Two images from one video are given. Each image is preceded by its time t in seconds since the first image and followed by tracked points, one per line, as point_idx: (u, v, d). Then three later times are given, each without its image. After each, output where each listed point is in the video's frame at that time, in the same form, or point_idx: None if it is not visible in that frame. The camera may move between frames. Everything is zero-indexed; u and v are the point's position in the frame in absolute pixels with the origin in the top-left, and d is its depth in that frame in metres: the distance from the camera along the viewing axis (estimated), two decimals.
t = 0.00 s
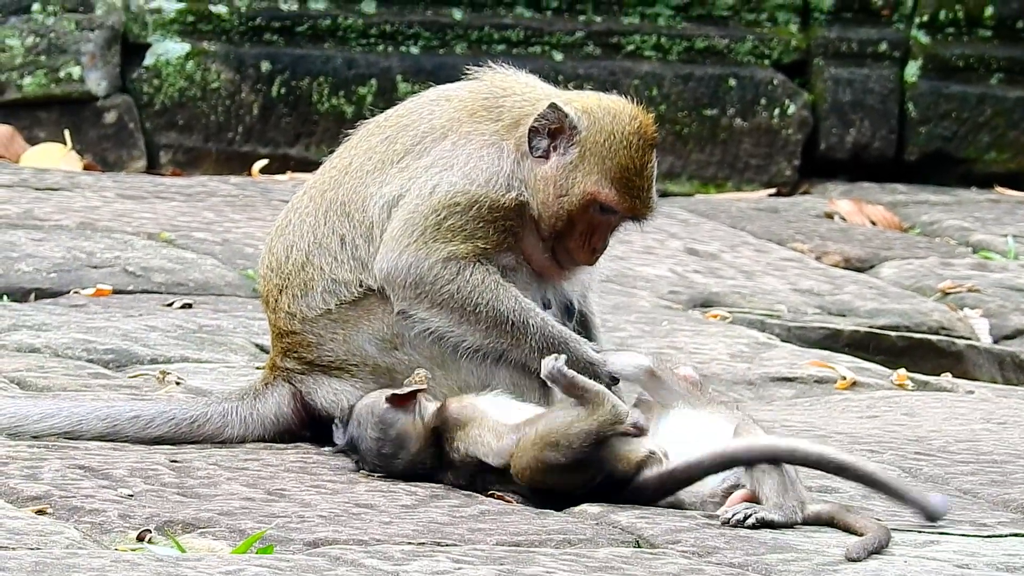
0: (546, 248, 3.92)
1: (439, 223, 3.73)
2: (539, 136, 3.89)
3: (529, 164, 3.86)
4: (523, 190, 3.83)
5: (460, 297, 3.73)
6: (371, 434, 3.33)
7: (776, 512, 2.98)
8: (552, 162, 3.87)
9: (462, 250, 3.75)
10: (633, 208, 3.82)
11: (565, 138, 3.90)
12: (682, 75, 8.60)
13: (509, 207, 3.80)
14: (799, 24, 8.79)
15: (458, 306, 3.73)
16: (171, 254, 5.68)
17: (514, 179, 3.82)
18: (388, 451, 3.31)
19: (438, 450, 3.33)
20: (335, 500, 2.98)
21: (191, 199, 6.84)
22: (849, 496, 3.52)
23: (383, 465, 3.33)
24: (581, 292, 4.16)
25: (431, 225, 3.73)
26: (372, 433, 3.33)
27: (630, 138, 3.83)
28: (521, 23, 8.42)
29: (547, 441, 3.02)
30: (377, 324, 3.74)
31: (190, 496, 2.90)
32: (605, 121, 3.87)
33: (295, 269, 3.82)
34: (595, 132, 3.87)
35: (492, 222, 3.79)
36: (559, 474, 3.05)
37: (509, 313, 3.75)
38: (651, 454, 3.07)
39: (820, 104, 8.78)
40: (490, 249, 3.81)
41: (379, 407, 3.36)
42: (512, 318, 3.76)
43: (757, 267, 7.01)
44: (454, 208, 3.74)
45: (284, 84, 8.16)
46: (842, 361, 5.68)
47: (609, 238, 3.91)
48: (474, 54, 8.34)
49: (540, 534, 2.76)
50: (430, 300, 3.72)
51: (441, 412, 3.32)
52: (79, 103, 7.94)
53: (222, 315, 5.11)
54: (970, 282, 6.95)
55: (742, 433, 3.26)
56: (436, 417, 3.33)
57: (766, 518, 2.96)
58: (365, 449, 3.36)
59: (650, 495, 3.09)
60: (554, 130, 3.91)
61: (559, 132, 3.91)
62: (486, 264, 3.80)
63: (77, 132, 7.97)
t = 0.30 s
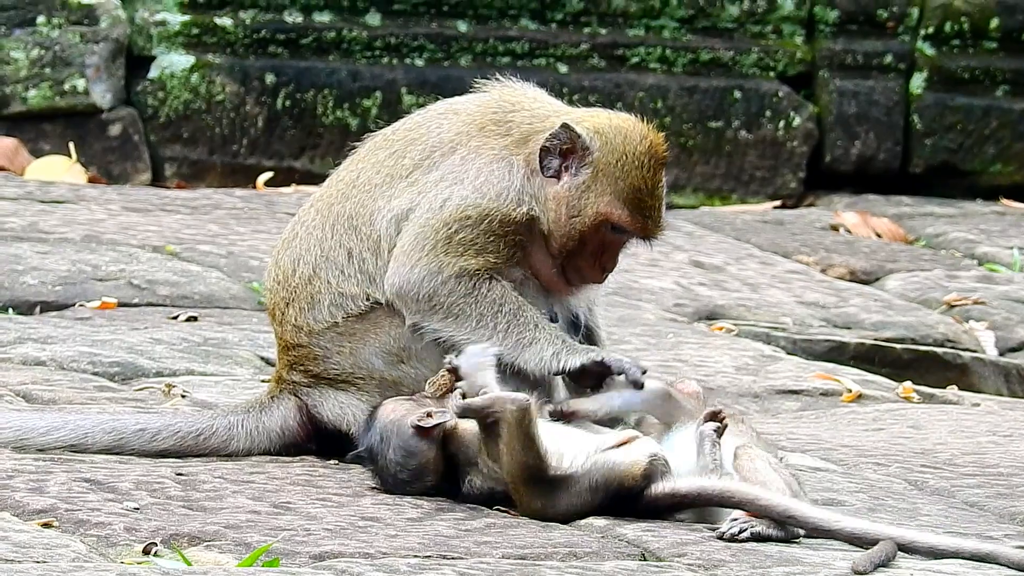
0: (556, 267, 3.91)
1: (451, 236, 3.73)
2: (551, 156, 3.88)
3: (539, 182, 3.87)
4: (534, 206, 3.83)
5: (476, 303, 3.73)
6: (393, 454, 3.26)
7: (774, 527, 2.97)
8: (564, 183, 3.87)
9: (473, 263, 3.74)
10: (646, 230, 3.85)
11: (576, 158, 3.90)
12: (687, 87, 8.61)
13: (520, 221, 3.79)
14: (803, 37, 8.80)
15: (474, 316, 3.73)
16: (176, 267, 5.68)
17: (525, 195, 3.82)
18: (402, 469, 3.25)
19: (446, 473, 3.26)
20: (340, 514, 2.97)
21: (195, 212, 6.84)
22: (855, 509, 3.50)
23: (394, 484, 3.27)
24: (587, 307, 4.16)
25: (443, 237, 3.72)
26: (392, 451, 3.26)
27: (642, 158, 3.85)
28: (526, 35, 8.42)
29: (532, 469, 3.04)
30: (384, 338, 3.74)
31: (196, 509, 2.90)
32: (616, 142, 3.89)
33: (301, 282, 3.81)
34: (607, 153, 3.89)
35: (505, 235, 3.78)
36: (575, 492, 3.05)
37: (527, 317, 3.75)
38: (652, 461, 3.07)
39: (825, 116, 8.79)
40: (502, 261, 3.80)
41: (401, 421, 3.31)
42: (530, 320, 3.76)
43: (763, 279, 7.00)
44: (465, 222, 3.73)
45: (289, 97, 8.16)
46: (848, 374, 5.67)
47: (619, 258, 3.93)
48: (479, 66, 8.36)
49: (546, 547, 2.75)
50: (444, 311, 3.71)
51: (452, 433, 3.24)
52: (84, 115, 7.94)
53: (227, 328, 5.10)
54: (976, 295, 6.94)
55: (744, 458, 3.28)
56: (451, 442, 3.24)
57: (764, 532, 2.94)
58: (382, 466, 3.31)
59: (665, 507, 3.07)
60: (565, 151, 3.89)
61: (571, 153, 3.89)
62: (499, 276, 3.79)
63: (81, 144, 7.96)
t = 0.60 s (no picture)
0: (567, 280, 3.92)
1: (483, 254, 3.73)
2: (559, 170, 3.87)
3: (551, 195, 3.86)
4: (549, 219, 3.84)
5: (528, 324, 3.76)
6: (416, 466, 3.24)
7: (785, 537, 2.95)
8: (573, 197, 3.87)
9: (516, 286, 3.76)
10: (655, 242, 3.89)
11: (585, 172, 3.89)
12: (695, 96, 8.61)
13: (542, 234, 3.80)
14: (811, 45, 8.78)
15: (532, 342, 3.76)
16: (186, 278, 5.68)
17: (541, 204, 3.83)
18: (424, 481, 3.24)
19: (467, 488, 3.24)
20: (352, 525, 2.96)
21: (204, 223, 6.84)
22: (866, 519, 3.49)
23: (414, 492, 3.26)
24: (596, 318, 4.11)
25: (479, 259, 3.72)
26: (416, 462, 3.25)
27: (650, 172, 3.90)
28: (534, 45, 8.42)
29: (558, 446, 3.04)
30: (396, 347, 3.73)
31: (207, 522, 2.89)
32: (625, 156, 3.92)
33: (313, 293, 3.81)
34: (617, 167, 3.91)
35: (535, 253, 3.79)
36: (598, 491, 3.02)
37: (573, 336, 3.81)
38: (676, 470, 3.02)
39: (834, 125, 8.78)
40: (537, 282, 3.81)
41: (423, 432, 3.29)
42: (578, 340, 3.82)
43: (772, 288, 6.99)
44: (486, 236, 3.73)
45: (297, 107, 8.16)
46: (857, 383, 5.65)
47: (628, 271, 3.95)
48: (487, 76, 8.36)
49: (557, 558, 2.74)
50: (501, 339, 3.74)
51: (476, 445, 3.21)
52: (93, 127, 7.94)
53: (237, 339, 5.10)
54: (985, 303, 6.92)
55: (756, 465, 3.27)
56: (473, 455, 3.22)
57: (774, 543, 2.93)
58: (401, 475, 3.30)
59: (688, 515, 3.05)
60: (575, 164, 3.89)
61: (580, 166, 3.89)
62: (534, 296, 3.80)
63: (89, 156, 7.97)
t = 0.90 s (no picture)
0: (578, 289, 3.92)
1: (493, 266, 3.71)
2: (573, 180, 3.87)
3: (563, 206, 3.85)
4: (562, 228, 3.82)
5: (538, 339, 3.74)
6: (438, 473, 3.19)
7: (792, 549, 2.92)
8: (586, 207, 3.87)
9: (529, 300, 3.74)
10: (666, 253, 3.89)
11: (599, 182, 3.89)
12: (703, 107, 8.61)
13: (555, 244, 3.78)
14: (820, 57, 8.78)
15: (541, 356, 3.74)
16: (194, 288, 5.68)
17: (552, 214, 3.81)
18: (442, 488, 3.20)
19: (483, 498, 3.21)
20: (360, 536, 2.96)
21: (212, 233, 6.84)
22: (874, 530, 3.47)
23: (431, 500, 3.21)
24: (603, 331, 4.11)
25: (489, 271, 3.71)
26: (437, 470, 3.20)
27: (663, 183, 3.89)
28: (542, 56, 8.42)
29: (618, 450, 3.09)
30: (406, 357, 3.72)
31: (215, 532, 2.88)
32: (639, 167, 3.91)
33: (322, 303, 3.80)
34: (630, 177, 3.91)
35: (546, 265, 3.78)
36: (656, 493, 3.00)
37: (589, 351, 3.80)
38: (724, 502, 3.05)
39: (842, 136, 8.79)
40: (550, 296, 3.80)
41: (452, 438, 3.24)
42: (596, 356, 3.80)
43: (779, 299, 6.98)
44: (499, 248, 3.72)
45: (305, 118, 8.17)
46: (865, 394, 5.64)
47: (638, 280, 3.97)
48: (495, 87, 8.37)
49: (565, 569, 2.73)
50: (509, 353, 3.73)
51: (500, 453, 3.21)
52: (100, 137, 7.95)
53: (245, 349, 5.09)
54: (993, 315, 6.90)
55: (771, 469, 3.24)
56: (490, 465, 3.21)
57: (780, 555, 2.90)
58: (417, 481, 3.24)
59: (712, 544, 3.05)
60: (589, 174, 3.89)
61: (592, 177, 3.89)
62: (547, 309, 3.78)
63: (97, 166, 7.97)
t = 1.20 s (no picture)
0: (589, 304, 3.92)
1: (508, 280, 3.70)
2: (582, 194, 3.87)
3: (573, 219, 3.85)
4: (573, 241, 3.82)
5: (559, 356, 3.73)
6: (446, 485, 3.18)
7: (801, 560, 2.86)
8: (597, 220, 3.87)
9: (546, 315, 3.74)
10: (676, 265, 3.90)
11: (609, 196, 3.89)
12: (711, 120, 8.62)
13: (567, 257, 3.78)
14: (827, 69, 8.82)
15: (561, 370, 3.73)
16: (202, 303, 5.68)
17: (563, 227, 3.81)
18: (452, 500, 3.18)
19: (493, 509, 3.19)
20: (370, 549, 2.95)
21: (220, 248, 6.84)
22: (884, 541, 3.46)
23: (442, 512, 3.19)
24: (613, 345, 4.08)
25: (506, 285, 3.70)
26: (446, 481, 3.19)
27: (673, 196, 3.90)
28: (550, 69, 8.43)
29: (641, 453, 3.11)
30: (415, 370, 3.72)
31: (225, 546, 2.88)
32: (648, 179, 3.92)
33: (331, 317, 3.79)
34: (640, 190, 3.91)
35: (561, 279, 3.78)
36: (664, 500, 3.03)
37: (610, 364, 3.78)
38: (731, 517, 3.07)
39: (849, 147, 8.85)
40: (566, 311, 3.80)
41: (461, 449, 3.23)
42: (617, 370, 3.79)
43: (788, 311, 6.97)
44: (511, 262, 3.71)
45: (313, 131, 8.18)
46: (874, 406, 5.62)
47: (647, 293, 3.97)
48: (503, 101, 8.37)
49: None
50: (531, 368, 3.71)
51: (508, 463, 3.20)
52: (108, 151, 7.96)
53: (253, 364, 5.09)
54: (1001, 326, 6.88)
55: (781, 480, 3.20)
56: (500, 476, 3.19)
57: (789, 566, 2.84)
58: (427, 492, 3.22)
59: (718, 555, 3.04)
60: (598, 187, 3.88)
61: (602, 189, 3.89)
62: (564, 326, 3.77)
63: (105, 180, 7.98)
